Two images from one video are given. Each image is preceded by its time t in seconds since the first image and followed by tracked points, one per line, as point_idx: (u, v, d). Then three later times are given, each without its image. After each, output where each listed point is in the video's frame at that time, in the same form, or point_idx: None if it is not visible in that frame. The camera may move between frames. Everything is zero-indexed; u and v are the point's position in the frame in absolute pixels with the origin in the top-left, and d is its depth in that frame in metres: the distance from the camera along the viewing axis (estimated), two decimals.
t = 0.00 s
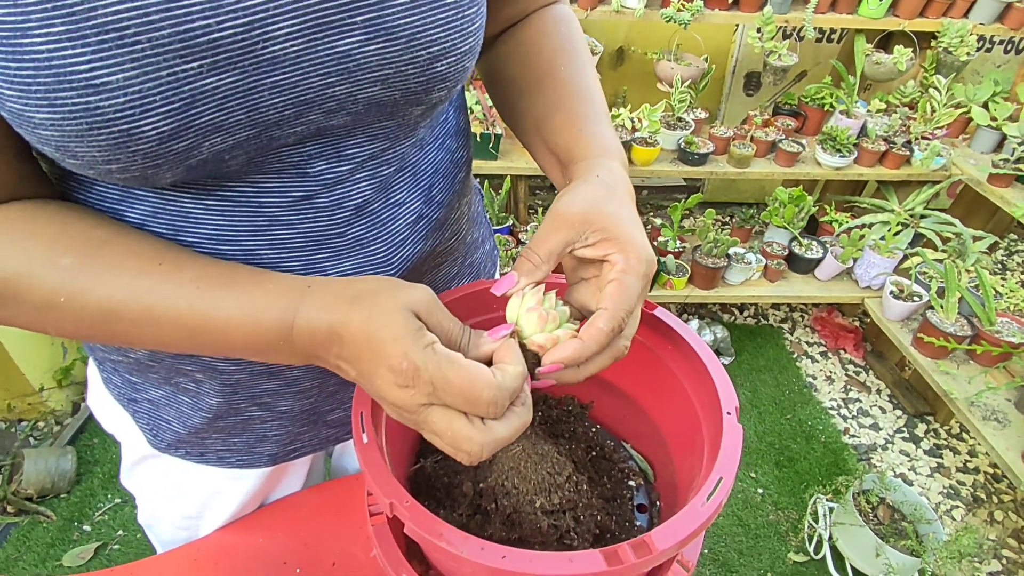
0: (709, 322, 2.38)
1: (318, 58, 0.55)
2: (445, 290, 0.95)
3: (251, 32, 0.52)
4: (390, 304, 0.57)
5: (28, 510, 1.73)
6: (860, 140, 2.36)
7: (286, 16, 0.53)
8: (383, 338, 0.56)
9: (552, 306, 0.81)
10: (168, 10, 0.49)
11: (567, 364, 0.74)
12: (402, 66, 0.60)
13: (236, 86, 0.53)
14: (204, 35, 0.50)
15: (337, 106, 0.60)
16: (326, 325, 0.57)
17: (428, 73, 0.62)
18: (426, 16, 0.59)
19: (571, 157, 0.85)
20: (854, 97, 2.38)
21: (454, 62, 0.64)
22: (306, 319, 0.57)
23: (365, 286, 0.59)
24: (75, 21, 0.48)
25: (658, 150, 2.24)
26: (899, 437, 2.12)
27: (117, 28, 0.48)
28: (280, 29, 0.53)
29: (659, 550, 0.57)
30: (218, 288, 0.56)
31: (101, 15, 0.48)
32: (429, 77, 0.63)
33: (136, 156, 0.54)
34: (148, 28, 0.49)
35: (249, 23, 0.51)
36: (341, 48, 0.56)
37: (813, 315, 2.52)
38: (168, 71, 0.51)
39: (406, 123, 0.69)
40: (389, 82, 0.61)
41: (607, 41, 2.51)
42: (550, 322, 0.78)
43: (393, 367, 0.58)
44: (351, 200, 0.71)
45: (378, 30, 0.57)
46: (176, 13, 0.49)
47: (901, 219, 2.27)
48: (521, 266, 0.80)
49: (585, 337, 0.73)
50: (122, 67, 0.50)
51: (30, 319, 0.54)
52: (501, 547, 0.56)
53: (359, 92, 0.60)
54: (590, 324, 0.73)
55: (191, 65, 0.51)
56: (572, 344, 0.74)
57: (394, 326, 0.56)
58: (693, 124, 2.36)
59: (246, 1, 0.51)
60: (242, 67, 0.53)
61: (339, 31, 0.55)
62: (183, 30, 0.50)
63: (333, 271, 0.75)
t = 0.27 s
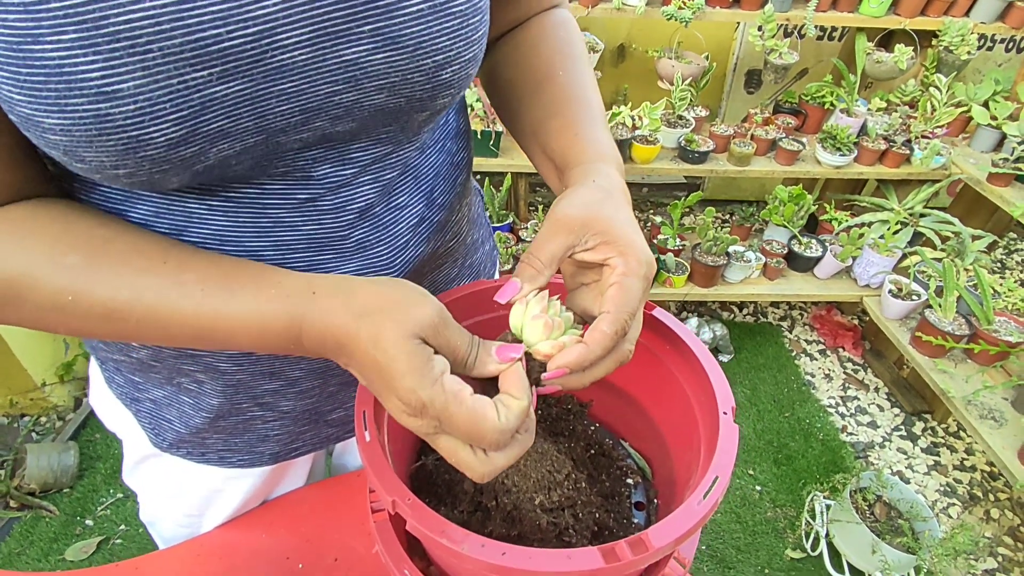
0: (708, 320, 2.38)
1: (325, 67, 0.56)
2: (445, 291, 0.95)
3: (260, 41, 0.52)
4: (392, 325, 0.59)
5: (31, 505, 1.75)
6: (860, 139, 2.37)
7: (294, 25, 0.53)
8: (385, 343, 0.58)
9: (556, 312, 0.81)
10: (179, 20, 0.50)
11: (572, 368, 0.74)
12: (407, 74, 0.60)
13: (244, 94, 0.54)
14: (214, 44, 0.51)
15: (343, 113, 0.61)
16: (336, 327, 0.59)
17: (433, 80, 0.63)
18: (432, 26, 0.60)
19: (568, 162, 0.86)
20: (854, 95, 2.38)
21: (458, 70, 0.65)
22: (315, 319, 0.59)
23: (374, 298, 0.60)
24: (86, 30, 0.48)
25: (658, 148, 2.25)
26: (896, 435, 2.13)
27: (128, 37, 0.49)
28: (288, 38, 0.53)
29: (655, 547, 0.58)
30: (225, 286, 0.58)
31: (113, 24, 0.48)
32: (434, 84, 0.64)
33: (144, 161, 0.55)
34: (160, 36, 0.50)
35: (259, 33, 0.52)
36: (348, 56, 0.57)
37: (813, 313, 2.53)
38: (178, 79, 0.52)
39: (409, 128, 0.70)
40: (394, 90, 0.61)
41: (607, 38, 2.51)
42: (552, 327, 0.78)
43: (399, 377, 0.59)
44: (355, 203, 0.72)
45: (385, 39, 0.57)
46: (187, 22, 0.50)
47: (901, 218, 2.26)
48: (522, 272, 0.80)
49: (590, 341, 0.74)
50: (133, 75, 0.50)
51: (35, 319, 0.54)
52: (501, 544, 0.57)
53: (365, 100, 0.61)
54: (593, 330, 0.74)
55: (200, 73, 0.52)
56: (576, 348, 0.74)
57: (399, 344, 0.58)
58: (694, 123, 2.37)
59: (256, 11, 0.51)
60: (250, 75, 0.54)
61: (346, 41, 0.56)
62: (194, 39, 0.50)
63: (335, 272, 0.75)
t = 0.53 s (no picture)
0: (707, 316, 2.38)
1: (322, 59, 0.56)
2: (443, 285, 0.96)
3: (257, 34, 0.53)
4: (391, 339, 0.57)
5: (32, 506, 1.75)
6: (857, 134, 2.37)
7: (290, 18, 0.54)
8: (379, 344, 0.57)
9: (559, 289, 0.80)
10: (176, 13, 0.50)
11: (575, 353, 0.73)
12: (403, 67, 0.61)
13: (241, 87, 0.55)
14: (210, 36, 0.51)
15: (340, 106, 0.61)
16: (329, 329, 0.58)
17: (429, 73, 0.63)
18: (427, 19, 0.60)
19: (563, 153, 0.87)
20: (851, 90, 2.38)
21: (453, 63, 0.65)
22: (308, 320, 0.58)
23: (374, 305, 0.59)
24: (84, 23, 0.49)
25: (655, 145, 2.25)
26: (896, 429, 2.13)
27: (126, 30, 0.49)
28: (285, 30, 0.54)
29: (652, 533, 0.58)
30: (221, 284, 0.57)
31: (110, 17, 0.49)
32: (430, 77, 0.64)
33: (142, 154, 0.55)
34: (157, 29, 0.50)
35: (255, 25, 0.52)
36: (345, 49, 0.57)
37: (812, 308, 2.53)
38: (176, 72, 0.52)
39: (406, 122, 0.70)
40: (390, 83, 0.62)
41: (604, 36, 2.52)
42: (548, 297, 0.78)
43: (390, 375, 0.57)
44: (351, 197, 0.72)
45: (381, 31, 0.58)
46: (184, 15, 0.50)
47: (899, 212, 2.25)
48: (524, 258, 0.80)
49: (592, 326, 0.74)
50: (131, 68, 0.51)
51: (33, 315, 0.55)
52: (499, 531, 0.58)
53: (361, 92, 0.61)
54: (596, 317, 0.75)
55: (198, 66, 0.52)
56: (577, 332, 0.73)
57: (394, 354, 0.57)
58: (691, 119, 2.37)
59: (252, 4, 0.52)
60: (248, 68, 0.54)
61: (342, 33, 0.56)
62: (191, 32, 0.51)
63: (333, 268, 0.76)
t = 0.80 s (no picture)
0: (705, 316, 2.39)
1: (312, 68, 0.57)
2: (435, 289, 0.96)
3: (247, 43, 0.53)
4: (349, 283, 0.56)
5: (31, 509, 1.75)
6: (853, 134, 2.37)
7: (280, 28, 0.54)
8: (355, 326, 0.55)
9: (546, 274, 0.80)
10: (167, 23, 0.51)
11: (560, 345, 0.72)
12: (392, 75, 0.61)
13: (232, 96, 0.55)
14: (201, 46, 0.52)
15: (331, 113, 0.62)
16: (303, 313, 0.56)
17: (418, 80, 0.64)
18: (416, 27, 0.61)
19: (562, 153, 0.86)
20: (846, 90, 2.39)
21: (443, 70, 0.65)
22: (284, 307, 0.56)
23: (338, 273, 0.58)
24: (77, 34, 0.49)
25: (652, 146, 2.26)
26: (893, 428, 2.14)
27: (118, 41, 0.50)
28: (275, 40, 0.54)
29: (638, 535, 0.59)
30: (204, 278, 0.57)
31: (102, 28, 0.49)
32: (419, 84, 0.64)
33: (134, 162, 0.56)
34: (149, 40, 0.51)
35: (245, 35, 0.53)
36: (334, 57, 0.57)
37: (809, 308, 2.54)
38: (167, 81, 0.52)
39: (397, 128, 0.71)
40: (380, 90, 0.62)
41: (600, 37, 2.52)
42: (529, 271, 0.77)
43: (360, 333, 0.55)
44: (343, 202, 0.72)
45: (370, 40, 0.58)
46: (175, 26, 0.51)
47: (895, 212, 2.25)
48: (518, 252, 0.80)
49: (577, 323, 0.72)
50: (123, 77, 0.51)
51: (24, 316, 0.55)
52: (488, 533, 0.58)
53: (351, 99, 0.62)
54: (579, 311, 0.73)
55: (189, 75, 0.53)
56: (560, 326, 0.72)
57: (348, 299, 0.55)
58: (687, 119, 2.37)
59: (242, 14, 0.52)
60: (238, 77, 0.54)
61: (332, 42, 0.57)
62: (182, 42, 0.51)
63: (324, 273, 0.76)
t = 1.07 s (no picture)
0: (703, 317, 2.39)
1: (299, 69, 0.56)
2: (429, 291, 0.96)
3: (234, 45, 0.53)
4: (354, 279, 0.57)
5: (27, 512, 1.75)
6: (851, 134, 2.37)
7: (268, 29, 0.54)
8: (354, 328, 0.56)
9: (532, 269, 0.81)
10: (153, 24, 0.50)
11: (542, 338, 0.74)
12: (381, 76, 0.61)
13: (220, 97, 0.55)
14: (188, 47, 0.51)
15: (320, 114, 0.61)
16: (295, 310, 0.57)
17: (407, 82, 0.63)
18: (404, 29, 0.60)
19: (558, 148, 0.86)
20: (844, 91, 2.39)
21: (432, 72, 0.65)
22: (273, 306, 0.56)
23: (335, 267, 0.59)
24: (63, 36, 0.49)
25: (649, 147, 2.25)
26: (892, 429, 2.13)
27: (104, 42, 0.50)
28: (262, 41, 0.54)
29: (628, 543, 0.58)
30: (189, 279, 0.56)
31: (88, 29, 0.49)
32: (409, 86, 0.64)
33: (123, 164, 0.55)
34: (135, 41, 0.50)
35: (232, 36, 0.53)
36: (322, 59, 0.57)
37: (808, 308, 2.53)
38: (154, 83, 0.52)
39: (387, 129, 0.70)
40: (369, 91, 0.62)
41: (599, 38, 2.52)
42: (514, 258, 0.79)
43: (357, 336, 0.56)
44: (334, 204, 0.72)
45: (358, 41, 0.58)
46: (162, 27, 0.50)
47: (893, 212, 2.25)
48: (510, 239, 0.81)
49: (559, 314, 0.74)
50: (109, 79, 0.51)
51: (9, 317, 0.54)
52: (476, 542, 0.58)
53: (340, 101, 0.61)
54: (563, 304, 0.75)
55: (176, 77, 0.52)
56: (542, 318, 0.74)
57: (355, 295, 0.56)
58: (685, 120, 2.37)
59: (229, 15, 0.52)
60: (225, 79, 0.54)
61: (319, 43, 0.56)
62: (169, 43, 0.51)
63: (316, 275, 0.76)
